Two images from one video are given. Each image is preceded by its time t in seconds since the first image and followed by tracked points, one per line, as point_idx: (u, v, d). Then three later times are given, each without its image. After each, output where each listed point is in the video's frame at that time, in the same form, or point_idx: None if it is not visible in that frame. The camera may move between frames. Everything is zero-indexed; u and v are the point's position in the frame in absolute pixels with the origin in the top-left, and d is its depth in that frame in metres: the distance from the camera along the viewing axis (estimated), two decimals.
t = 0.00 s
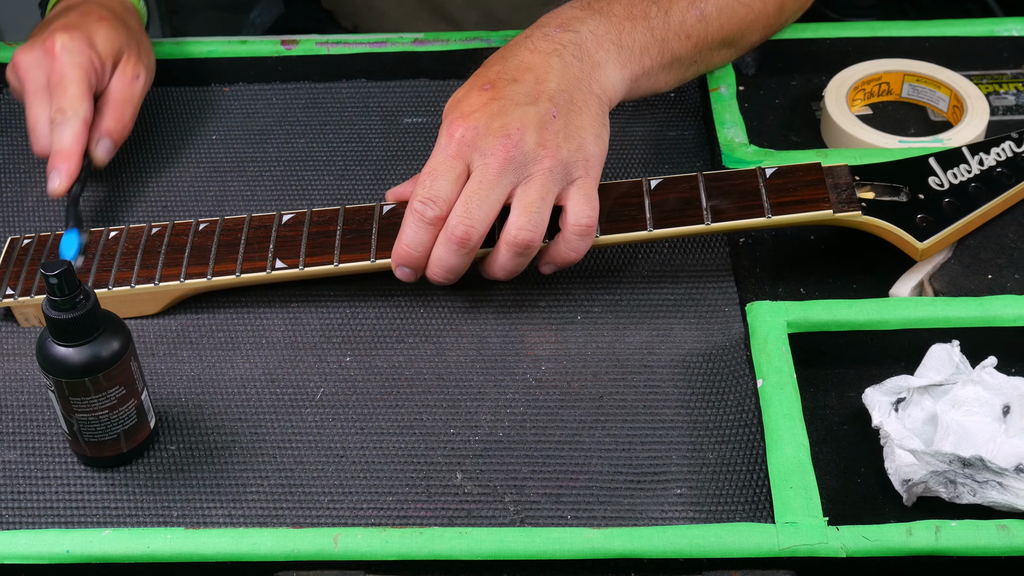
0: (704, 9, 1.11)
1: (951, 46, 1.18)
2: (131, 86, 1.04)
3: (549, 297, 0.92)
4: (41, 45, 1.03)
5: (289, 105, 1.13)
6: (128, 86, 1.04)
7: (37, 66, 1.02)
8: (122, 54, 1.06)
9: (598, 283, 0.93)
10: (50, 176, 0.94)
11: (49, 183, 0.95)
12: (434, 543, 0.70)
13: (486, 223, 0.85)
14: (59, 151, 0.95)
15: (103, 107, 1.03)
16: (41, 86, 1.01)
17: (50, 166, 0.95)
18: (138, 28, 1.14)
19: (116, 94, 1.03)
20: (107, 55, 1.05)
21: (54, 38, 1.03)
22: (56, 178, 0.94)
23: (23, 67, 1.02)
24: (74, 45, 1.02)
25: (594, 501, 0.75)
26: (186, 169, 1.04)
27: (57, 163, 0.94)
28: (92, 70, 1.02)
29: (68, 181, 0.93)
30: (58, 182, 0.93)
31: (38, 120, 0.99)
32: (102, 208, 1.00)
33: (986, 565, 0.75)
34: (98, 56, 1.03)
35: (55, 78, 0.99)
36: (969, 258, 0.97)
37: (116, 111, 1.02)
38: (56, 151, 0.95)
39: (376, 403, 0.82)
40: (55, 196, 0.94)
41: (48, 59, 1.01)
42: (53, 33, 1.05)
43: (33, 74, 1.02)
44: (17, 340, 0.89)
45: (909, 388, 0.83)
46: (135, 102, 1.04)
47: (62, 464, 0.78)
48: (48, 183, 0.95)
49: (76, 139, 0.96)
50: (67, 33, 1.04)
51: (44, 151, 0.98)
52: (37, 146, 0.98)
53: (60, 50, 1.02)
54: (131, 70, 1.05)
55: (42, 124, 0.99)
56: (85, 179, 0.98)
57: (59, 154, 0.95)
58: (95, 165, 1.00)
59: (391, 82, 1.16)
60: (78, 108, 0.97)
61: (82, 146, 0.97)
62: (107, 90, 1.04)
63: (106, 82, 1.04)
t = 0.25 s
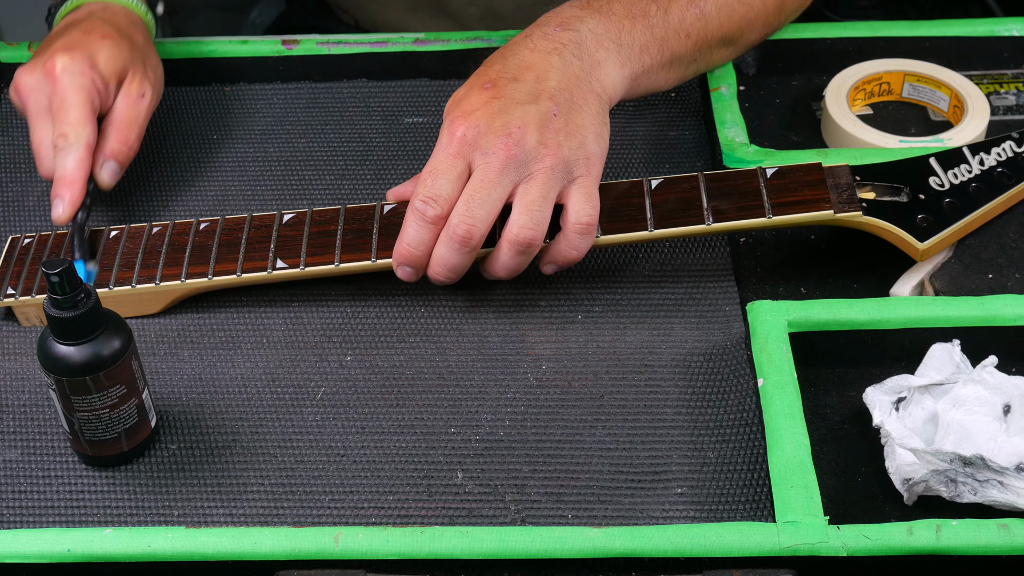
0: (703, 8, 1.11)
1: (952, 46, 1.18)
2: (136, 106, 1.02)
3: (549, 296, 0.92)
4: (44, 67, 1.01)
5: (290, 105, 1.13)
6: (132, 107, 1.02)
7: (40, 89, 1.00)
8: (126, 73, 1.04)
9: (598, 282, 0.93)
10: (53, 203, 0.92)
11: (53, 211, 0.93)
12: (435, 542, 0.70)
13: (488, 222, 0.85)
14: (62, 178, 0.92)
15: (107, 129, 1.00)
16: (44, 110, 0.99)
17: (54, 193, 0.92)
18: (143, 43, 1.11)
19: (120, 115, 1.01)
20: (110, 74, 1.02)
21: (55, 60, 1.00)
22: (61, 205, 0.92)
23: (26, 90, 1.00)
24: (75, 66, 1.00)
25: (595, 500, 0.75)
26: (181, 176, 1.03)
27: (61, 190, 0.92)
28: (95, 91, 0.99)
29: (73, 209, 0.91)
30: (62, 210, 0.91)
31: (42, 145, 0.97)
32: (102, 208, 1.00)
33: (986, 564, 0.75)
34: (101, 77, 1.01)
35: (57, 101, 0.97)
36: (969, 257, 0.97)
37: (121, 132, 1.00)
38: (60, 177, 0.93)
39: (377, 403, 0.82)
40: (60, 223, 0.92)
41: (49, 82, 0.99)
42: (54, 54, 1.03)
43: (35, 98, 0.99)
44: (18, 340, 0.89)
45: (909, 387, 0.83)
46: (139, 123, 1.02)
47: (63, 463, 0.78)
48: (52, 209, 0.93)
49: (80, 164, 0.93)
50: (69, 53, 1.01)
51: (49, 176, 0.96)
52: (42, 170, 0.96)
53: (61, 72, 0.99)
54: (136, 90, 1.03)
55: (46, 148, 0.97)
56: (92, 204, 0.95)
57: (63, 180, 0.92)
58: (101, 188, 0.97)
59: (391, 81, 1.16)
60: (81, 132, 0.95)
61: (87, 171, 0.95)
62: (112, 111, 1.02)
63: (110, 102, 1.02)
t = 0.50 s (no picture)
0: (701, 7, 1.11)
1: (951, 46, 1.18)
2: (170, 102, 1.03)
3: (548, 296, 0.92)
4: (78, 62, 1.02)
5: (289, 105, 1.13)
6: (166, 102, 1.03)
7: (73, 85, 1.00)
8: (159, 70, 1.05)
9: (597, 283, 0.93)
10: (88, 195, 0.93)
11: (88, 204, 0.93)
12: (434, 543, 0.70)
13: (487, 223, 0.85)
14: (98, 170, 0.93)
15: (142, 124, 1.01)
16: (79, 104, 0.99)
17: (89, 186, 0.93)
18: (174, 42, 1.12)
19: (155, 110, 1.02)
20: (145, 72, 1.03)
21: (91, 57, 1.01)
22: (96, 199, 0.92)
23: (60, 84, 1.00)
24: (111, 63, 1.01)
25: (594, 501, 0.75)
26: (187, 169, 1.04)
27: (97, 182, 0.92)
28: (130, 87, 1.00)
29: (108, 201, 0.91)
30: (97, 201, 0.91)
31: (76, 139, 0.97)
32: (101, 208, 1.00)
33: (985, 564, 0.75)
34: (136, 73, 1.02)
35: (93, 96, 0.98)
36: (968, 258, 0.97)
37: (157, 128, 1.01)
38: (97, 170, 0.93)
39: (376, 403, 0.82)
40: (93, 214, 0.92)
41: (85, 77, 1.00)
42: (88, 50, 1.03)
43: (69, 92, 1.00)
44: (17, 340, 0.89)
45: (909, 387, 0.83)
46: (174, 119, 1.03)
47: (62, 464, 0.78)
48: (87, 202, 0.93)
49: (115, 157, 0.94)
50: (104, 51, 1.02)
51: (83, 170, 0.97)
52: (77, 164, 0.96)
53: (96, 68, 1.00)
54: (170, 85, 1.04)
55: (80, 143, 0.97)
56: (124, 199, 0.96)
57: (99, 173, 0.93)
58: (136, 181, 0.98)
59: (390, 82, 1.16)
60: (117, 126, 0.96)
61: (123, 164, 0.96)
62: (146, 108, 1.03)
63: (145, 98, 1.03)
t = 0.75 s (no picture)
0: (704, 8, 1.11)
1: (952, 46, 1.18)
2: (195, 57, 1.07)
3: (549, 296, 0.92)
4: (104, 19, 1.05)
5: (290, 105, 1.12)
6: (190, 57, 1.06)
7: (100, 43, 1.04)
8: (182, 26, 1.08)
9: (599, 283, 0.93)
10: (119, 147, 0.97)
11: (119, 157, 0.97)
12: (436, 543, 0.70)
13: (488, 222, 0.85)
14: (128, 125, 0.97)
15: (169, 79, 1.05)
16: (106, 61, 1.03)
17: (119, 139, 0.97)
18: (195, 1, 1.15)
19: (180, 66, 1.05)
20: (169, 27, 1.06)
21: (117, 13, 1.05)
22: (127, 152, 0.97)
23: (87, 43, 1.04)
24: (136, 17, 1.04)
25: (596, 501, 0.75)
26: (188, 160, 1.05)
27: (127, 136, 0.96)
28: (156, 41, 1.04)
29: (138, 154, 0.96)
30: (128, 155, 0.95)
31: (106, 95, 1.01)
32: (102, 208, 1.00)
33: (988, 564, 0.75)
34: (160, 28, 1.05)
35: (119, 51, 1.01)
36: (969, 258, 0.97)
37: (183, 82, 1.04)
38: (127, 124, 0.97)
39: (377, 403, 0.82)
40: (126, 168, 0.97)
41: (111, 33, 1.03)
42: (114, 7, 1.07)
43: (96, 49, 1.04)
44: (18, 340, 0.89)
45: (910, 387, 0.83)
46: (199, 73, 1.07)
47: (63, 464, 0.78)
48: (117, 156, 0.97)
49: (143, 112, 0.98)
50: (128, 6, 1.05)
51: (113, 124, 1.01)
52: (107, 120, 1.01)
53: (122, 24, 1.03)
54: (194, 41, 1.08)
55: (109, 98, 1.01)
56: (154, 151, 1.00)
57: (128, 128, 0.97)
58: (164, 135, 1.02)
59: (391, 82, 1.16)
60: (143, 81, 0.99)
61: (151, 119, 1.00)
62: (172, 62, 1.06)
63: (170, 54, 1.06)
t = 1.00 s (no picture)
0: (704, 9, 1.11)
1: (952, 46, 1.18)
2: (201, 85, 1.05)
3: (549, 296, 0.92)
4: (110, 41, 1.03)
5: (290, 105, 1.12)
6: (197, 85, 1.04)
7: (106, 65, 1.01)
8: (189, 52, 1.06)
9: (599, 283, 0.93)
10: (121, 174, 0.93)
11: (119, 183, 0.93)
12: (435, 543, 0.70)
13: (487, 221, 0.85)
14: (132, 151, 0.94)
15: (174, 106, 1.03)
16: (110, 85, 1.00)
17: (121, 166, 0.93)
18: (201, 23, 1.14)
19: (186, 93, 1.03)
20: (177, 53, 1.04)
21: (124, 37, 1.02)
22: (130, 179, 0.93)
23: (92, 64, 1.01)
24: (144, 41, 1.02)
25: (595, 501, 0.75)
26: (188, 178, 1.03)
27: (130, 162, 0.93)
28: (163, 67, 1.02)
29: (141, 182, 0.92)
30: (131, 182, 0.92)
31: (106, 120, 0.98)
32: (102, 208, 1.00)
33: (987, 564, 0.75)
34: (169, 53, 1.03)
35: (126, 75, 0.99)
36: (969, 258, 0.97)
37: (189, 109, 1.02)
38: (130, 149, 0.94)
39: (377, 403, 0.82)
40: (128, 196, 0.93)
41: (118, 56, 1.01)
42: (121, 29, 1.04)
43: (101, 71, 1.01)
44: (18, 340, 0.89)
45: (909, 387, 0.83)
46: (205, 101, 1.05)
47: (63, 464, 0.78)
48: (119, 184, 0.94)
49: (149, 137, 0.95)
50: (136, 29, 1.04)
51: (113, 148, 0.98)
52: (107, 145, 0.97)
53: (130, 47, 1.01)
54: (200, 68, 1.06)
55: (110, 123, 0.98)
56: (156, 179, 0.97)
57: (132, 153, 0.94)
58: (167, 163, 0.99)
59: (391, 82, 1.16)
60: (149, 106, 0.97)
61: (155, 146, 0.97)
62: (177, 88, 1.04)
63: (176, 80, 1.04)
